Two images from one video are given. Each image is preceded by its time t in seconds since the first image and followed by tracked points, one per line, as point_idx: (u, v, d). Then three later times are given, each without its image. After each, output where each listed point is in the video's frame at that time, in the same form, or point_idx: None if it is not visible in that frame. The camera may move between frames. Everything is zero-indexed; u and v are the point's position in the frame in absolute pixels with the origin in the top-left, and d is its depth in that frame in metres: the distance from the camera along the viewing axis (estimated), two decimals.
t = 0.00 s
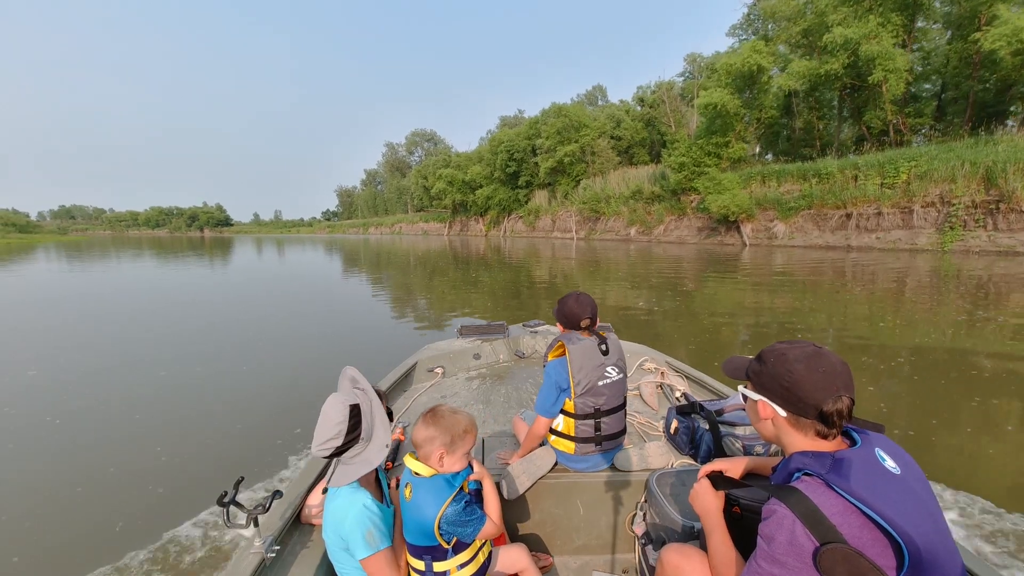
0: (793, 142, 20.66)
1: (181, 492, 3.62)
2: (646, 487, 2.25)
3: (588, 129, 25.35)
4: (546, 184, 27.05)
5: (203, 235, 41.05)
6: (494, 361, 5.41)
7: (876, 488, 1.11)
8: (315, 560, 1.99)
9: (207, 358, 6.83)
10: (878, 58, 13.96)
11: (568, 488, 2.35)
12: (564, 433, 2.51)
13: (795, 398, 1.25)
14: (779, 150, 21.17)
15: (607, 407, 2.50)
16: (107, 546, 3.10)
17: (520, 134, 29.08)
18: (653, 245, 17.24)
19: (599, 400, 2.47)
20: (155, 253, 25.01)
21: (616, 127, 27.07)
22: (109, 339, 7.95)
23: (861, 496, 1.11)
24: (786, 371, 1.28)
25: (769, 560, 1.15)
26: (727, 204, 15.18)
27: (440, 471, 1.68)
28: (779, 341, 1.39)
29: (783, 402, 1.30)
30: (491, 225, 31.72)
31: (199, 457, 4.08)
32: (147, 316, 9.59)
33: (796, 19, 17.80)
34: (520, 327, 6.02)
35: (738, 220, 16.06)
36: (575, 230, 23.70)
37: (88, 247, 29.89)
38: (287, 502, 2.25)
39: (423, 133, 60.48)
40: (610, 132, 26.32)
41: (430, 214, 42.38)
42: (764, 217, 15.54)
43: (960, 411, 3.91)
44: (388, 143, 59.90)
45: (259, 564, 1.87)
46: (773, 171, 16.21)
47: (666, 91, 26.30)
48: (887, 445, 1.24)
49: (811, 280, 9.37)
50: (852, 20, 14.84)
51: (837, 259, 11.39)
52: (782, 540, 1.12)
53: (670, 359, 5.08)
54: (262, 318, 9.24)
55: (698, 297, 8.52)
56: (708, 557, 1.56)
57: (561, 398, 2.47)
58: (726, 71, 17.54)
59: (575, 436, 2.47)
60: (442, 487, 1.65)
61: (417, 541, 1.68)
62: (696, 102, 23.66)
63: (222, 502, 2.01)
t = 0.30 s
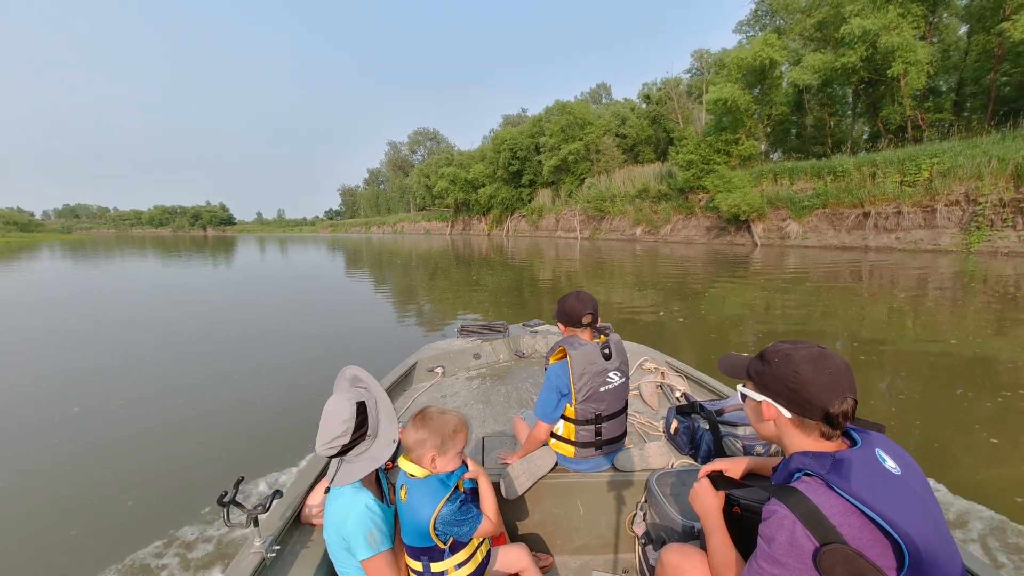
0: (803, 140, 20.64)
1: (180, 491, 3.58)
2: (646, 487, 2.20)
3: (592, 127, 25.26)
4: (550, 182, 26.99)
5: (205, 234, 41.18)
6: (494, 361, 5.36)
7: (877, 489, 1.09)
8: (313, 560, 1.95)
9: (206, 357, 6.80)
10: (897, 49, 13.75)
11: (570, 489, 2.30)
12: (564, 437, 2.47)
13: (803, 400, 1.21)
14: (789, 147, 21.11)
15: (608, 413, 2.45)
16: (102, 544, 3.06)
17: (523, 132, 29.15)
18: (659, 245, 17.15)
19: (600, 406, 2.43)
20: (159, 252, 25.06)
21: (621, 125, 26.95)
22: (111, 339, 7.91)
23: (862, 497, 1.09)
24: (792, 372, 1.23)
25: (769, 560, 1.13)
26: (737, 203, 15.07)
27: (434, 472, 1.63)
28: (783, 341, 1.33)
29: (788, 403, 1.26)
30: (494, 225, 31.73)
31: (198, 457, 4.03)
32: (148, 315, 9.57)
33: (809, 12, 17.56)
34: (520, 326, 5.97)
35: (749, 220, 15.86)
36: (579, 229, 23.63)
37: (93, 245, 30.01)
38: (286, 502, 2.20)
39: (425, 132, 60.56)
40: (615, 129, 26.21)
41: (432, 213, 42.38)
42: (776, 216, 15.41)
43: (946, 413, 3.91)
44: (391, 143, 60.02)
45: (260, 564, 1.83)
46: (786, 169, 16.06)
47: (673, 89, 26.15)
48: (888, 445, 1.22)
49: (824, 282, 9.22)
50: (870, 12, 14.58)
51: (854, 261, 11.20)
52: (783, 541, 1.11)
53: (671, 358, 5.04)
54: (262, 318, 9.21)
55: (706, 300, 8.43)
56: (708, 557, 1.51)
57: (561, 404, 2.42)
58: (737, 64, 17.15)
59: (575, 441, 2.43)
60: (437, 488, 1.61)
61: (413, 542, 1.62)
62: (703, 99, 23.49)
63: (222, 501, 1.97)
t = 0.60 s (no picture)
0: (813, 139, 20.67)
1: (183, 493, 3.75)
2: (647, 487, 2.40)
3: (596, 125, 25.28)
4: (553, 182, 27.11)
5: (209, 233, 41.45)
6: (494, 361, 5.56)
7: (872, 488, 1.24)
8: (311, 560, 2.13)
9: (215, 357, 6.99)
10: (917, 42, 13.45)
11: (570, 491, 2.50)
12: (564, 437, 2.68)
13: (808, 400, 1.38)
14: (799, 146, 21.17)
15: (607, 413, 2.65)
16: (107, 544, 3.25)
17: (526, 132, 29.29)
18: (665, 247, 17.21)
19: (600, 406, 2.62)
20: (166, 250, 25.35)
21: (626, 123, 26.94)
22: (109, 339, 8.09)
23: (858, 496, 1.24)
24: (793, 374, 1.40)
25: (771, 559, 1.28)
26: (748, 203, 14.95)
27: (431, 472, 1.82)
28: (776, 343, 1.53)
29: (792, 406, 1.43)
30: (496, 224, 31.94)
31: (200, 458, 4.21)
32: (158, 315, 9.76)
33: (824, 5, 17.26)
34: (519, 326, 6.17)
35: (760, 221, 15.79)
36: (583, 229, 23.77)
37: (99, 245, 30.24)
38: (286, 503, 2.40)
39: (427, 130, 60.50)
40: (620, 128, 26.23)
41: (436, 212, 42.51)
42: (788, 217, 15.30)
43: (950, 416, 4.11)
44: (393, 142, 60.10)
45: (260, 564, 2.01)
46: (802, 168, 15.90)
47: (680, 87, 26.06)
48: (884, 447, 1.38)
49: (839, 287, 9.14)
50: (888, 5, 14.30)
51: (871, 263, 11.06)
52: (783, 540, 1.25)
53: (670, 359, 5.24)
54: (265, 318, 9.39)
55: (707, 302, 8.59)
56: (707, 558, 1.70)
57: (561, 403, 2.61)
58: (748, 60, 16.92)
59: (575, 440, 2.63)
60: (435, 489, 1.80)
61: (413, 543, 1.81)
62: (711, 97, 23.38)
63: (223, 501, 2.17)
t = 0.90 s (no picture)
0: (823, 138, 20.27)
1: (174, 493, 3.80)
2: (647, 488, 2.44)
3: (601, 124, 25.16)
4: (556, 182, 27.07)
5: (212, 233, 41.55)
6: (494, 361, 5.60)
7: (868, 489, 1.25)
8: (311, 560, 2.17)
9: (215, 357, 7.03)
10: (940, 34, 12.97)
11: (571, 491, 2.55)
12: (564, 431, 2.69)
13: (805, 403, 1.38)
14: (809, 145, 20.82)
15: (607, 406, 2.66)
16: (105, 544, 3.28)
17: (529, 131, 29.30)
18: (672, 248, 17.05)
19: (599, 399, 2.64)
20: (169, 250, 25.38)
21: (630, 121, 26.76)
22: (108, 339, 8.12)
23: (853, 496, 1.25)
24: (789, 378, 1.40)
25: (767, 560, 1.30)
26: (759, 202, 14.62)
27: (430, 471, 1.84)
28: (766, 347, 1.52)
29: (790, 410, 1.43)
30: (499, 224, 32.01)
31: (194, 458, 4.25)
32: (160, 314, 9.81)
33: None
34: (519, 327, 6.21)
35: (771, 221, 15.39)
36: (587, 229, 23.71)
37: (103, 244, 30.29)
38: (286, 502, 2.44)
39: (429, 130, 60.44)
40: (624, 127, 26.10)
41: (437, 212, 42.50)
42: (802, 217, 14.88)
43: (958, 419, 4.13)
44: (395, 142, 60.08)
45: (260, 564, 2.05)
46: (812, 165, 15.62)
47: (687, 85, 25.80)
48: (880, 447, 1.39)
49: (855, 290, 8.85)
50: None
51: (888, 265, 10.71)
52: (779, 541, 1.27)
53: (670, 359, 5.27)
54: (264, 318, 9.43)
55: (711, 303, 8.59)
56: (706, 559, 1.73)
57: (561, 396, 2.65)
58: (759, 55, 16.54)
59: (575, 434, 2.65)
60: (434, 488, 1.83)
61: (414, 543, 1.84)
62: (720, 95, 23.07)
63: (222, 502, 2.19)
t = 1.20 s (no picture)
0: (835, 135, 19.46)
1: (172, 493, 3.93)
2: (647, 488, 2.56)
3: (605, 123, 25.23)
4: (559, 182, 27.14)
5: (216, 233, 41.84)
6: (494, 362, 5.74)
7: (862, 488, 1.40)
8: (311, 561, 2.31)
9: (219, 357, 7.17)
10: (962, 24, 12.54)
11: (572, 491, 2.70)
12: (563, 428, 2.83)
13: (803, 405, 1.51)
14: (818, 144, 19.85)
15: (605, 402, 2.78)
16: (109, 545, 3.40)
17: (531, 130, 29.50)
18: (679, 249, 17.04)
19: (597, 394, 2.76)
20: (174, 250, 25.52)
21: (635, 120, 26.70)
22: (110, 339, 8.25)
23: (847, 494, 1.40)
24: (786, 381, 1.53)
25: (765, 559, 1.44)
26: (771, 202, 14.31)
27: (431, 475, 1.97)
28: (761, 350, 1.65)
29: (788, 412, 1.56)
30: (501, 224, 32.23)
31: (192, 459, 4.39)
32: (168, 315, 9.98)
33: None
34: (519, 328, 6.34)
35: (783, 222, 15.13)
36: (590, 230, 23.78)
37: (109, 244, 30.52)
38: (286, 505, 2.58)
39: (432, 130, 60.37)
40: (628, 126, 26.09)
41: (439, 212, 42.60)
42: (815, 217, 14.49)
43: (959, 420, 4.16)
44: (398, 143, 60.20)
45: (260, 565, 2.18)
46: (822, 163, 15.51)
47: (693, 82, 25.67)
48: (873, 447, 1.53)
49: (870, 291, 8.65)
50: None
51: (905, 267, 10.40)
52: (777, 540, 1.42)
53: (669, 360, 5.40)
54: (264, 318, 9.57)
55: (715, 303, 8.70)
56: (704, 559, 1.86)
57: (558, 392, 2.80)
58: (769, 49, 16.21)
59: (573, 431, 2.78)
60: (434, 492, 1.96)
61: (414, 544, 1.98)
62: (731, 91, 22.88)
63: (222, 503, 2.34)
